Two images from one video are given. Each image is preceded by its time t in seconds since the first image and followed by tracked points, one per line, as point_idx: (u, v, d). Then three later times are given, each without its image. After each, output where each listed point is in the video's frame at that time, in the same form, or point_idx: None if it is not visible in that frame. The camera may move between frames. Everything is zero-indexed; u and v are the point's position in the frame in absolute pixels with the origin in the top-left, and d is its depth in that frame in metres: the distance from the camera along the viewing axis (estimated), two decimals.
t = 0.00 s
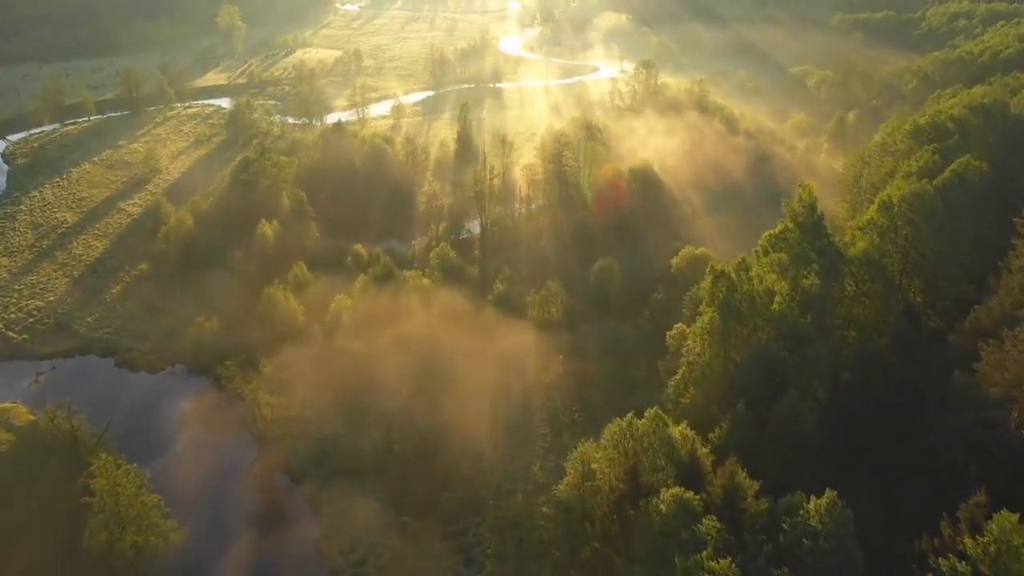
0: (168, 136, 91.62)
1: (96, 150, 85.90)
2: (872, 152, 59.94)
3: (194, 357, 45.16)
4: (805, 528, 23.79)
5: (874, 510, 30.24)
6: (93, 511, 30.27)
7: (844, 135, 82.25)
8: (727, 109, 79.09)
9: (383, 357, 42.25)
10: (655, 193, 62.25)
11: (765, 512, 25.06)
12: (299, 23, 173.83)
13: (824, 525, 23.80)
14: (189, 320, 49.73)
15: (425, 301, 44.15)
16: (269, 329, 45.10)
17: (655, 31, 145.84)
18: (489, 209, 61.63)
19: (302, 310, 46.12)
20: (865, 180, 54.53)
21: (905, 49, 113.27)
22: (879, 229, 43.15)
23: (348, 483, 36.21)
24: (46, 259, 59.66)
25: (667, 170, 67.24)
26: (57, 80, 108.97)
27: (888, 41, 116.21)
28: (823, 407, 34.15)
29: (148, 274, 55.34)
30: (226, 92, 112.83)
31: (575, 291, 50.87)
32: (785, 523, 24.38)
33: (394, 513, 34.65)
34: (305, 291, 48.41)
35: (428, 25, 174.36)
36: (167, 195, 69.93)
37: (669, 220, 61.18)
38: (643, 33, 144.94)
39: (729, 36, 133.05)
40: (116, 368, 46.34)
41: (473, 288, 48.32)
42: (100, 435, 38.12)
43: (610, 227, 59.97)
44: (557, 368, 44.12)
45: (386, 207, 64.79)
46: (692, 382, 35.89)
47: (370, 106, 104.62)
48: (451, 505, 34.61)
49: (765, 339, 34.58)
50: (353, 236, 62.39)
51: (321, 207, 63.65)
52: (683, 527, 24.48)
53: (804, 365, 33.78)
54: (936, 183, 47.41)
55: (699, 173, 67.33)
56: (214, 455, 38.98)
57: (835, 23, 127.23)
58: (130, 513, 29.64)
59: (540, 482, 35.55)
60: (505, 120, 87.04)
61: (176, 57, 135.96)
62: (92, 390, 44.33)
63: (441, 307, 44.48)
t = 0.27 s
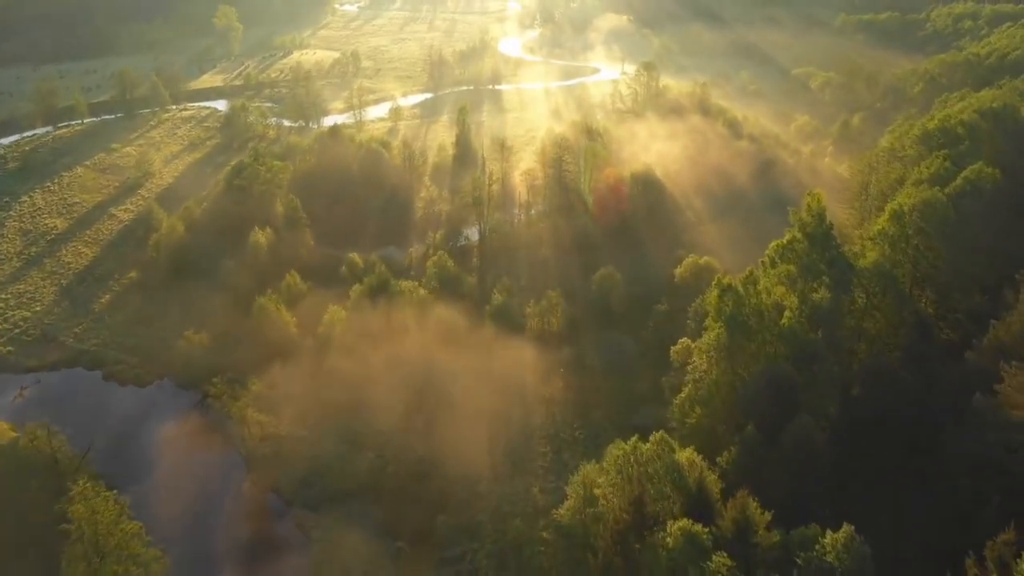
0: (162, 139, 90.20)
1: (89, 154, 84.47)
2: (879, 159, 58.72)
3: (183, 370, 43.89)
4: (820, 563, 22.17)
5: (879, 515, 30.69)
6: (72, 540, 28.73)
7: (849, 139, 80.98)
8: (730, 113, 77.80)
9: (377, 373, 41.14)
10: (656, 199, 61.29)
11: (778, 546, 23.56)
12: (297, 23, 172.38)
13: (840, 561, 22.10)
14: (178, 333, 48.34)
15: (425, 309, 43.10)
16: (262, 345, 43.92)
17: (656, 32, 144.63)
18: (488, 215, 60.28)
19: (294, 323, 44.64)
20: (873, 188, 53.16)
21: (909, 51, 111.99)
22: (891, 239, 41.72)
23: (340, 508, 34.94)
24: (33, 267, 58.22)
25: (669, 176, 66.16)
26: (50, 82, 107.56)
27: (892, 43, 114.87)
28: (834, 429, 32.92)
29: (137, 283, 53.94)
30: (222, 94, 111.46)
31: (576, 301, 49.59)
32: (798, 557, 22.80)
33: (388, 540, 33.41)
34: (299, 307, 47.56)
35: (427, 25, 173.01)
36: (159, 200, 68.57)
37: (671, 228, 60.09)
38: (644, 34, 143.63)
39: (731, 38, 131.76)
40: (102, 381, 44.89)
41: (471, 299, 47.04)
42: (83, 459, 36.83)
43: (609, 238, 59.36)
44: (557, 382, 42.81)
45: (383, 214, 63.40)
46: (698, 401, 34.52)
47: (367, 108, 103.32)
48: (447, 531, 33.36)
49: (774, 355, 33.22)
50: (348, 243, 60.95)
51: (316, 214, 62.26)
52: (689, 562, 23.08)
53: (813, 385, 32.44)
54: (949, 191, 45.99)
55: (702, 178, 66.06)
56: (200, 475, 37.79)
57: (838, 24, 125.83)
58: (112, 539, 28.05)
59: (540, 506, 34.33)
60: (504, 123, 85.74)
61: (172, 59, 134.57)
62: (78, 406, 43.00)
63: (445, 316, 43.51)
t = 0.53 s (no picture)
0: (156, 142, 88.92)
1: (82, 158, 83.09)
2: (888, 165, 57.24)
3: (171, 385, 42.49)
4: None
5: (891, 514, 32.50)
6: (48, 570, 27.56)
7: (853, 142, 79.72)
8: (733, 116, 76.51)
9: (371, 388, 39.84)
10: (659, 204, 59.54)
11: None
12: (295, 24, 170.90)
13: None
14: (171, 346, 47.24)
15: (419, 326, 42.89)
16: (248, 356, 42.26)
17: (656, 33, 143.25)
18: (486, 222, 58.94)
19: (287, 338, 43.37)
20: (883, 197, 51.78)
21: (913, 52, 110.66)
22: (903, 250, 40.34)
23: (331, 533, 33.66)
24: (21, 275, 56.86)
25: (672, 180, 64.62)
26: (44, 84, 106.17)
27: (896, 44, 113.41)
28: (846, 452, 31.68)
29: (127, 292, 52.61)
30: (218, 96, 110.10)
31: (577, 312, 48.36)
32: None
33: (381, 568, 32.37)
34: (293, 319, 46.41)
35: (426, 26, 171.58)
36: (151, 206, 67.31)
37: (674, 235, 58.85)
38: (645, 35, 142.21)
39: (733, 39, 130.37)
40: (89, 397, 43.77)
41: (468, 311, 45.68)
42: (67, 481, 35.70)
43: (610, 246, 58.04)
44: (558, 398, 41.64)
45: (379, 220, 62.03)
46: (704, 421, 33.14)
47: (365, 110, 102.01)
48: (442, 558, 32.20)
49: (783, 374, 31.96)
50: (343, 251, 59.65)
51: (311, 220, 60.93)
52: None
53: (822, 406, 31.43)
54: (961, 200, 44.58)
55: (706, 183, 64.68)
56: (192, 495, 36.98)
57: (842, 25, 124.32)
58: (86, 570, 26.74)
59: (540, 532, 33.23)
60: (504, 126, 84.43)
61: (168, 60, 133.18)
62: (64, 424, 41.92)
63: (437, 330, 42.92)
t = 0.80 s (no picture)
0: (150, 145, 87.55)
1: (73, 161, 81.66)
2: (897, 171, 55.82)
3: (158, 400, 41.16)
4: None
5: (898, 510, 34.30)
6: None
7: (858, 147, 78.51)
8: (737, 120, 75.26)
9: (364, 410, 38.57)
10: (661, 210, 58.22)
11: None
12: (293, 24, 169.42)
13: None
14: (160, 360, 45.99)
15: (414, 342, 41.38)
16: (238, 374, 40.71)
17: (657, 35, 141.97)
18: (485, 229, 57.73)
19: (279, 352, 41.85)
20: (892, 205, 50.33)
21: (917, 54, 109.41)
22: (916, 261, 38.78)
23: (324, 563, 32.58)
24: (8, 283, 55.43)
25: (674, 184, 63.19)
26: (37, 86, 104.72)
27: (900, 45, 112.06)
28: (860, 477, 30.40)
29: (115, 302, 51.29)
30: (214, 98, 108.77)
31: (578, 323, 47.31)
32: None
33: None
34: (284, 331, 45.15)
35: (425, 27, 170.28)
36: (143, 212, 65.99)
37: (676, 242, 57.67)
38: (646, 36, 140.85)
39: (735, 40, 129.03)
40: (73, 413, 42.61)
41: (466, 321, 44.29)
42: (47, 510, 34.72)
43: (611, 254, 56.79)
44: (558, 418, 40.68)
45: (375, 226, 60.59)
46: (712, 444, 31.91)
47: (362, 113, 100.71)
48: None
49: (794, 396, 30.56)
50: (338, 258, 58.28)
51: (305, 227, 59.63)
52: None
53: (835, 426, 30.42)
54: (975, 209, 43.03)
55: (709, 187, 63.38)
56: (182, 518, 36.07)
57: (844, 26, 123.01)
58: None
59: (540, 561, 32.69)
60: (503, 129, 83.15)
61: (164, 61, 131.80)
62: (46, 442, 40.78)
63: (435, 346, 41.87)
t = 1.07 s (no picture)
0: (143, 148, 86.23)
1: (65, 165, 80.36)
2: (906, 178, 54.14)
3: (142, 416, 39.56)
4: None
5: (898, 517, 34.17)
6: None
7: (864, 150, 77.10)
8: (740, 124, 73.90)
9: (359, 431, 37.53)
10: (665, 216, 56.72)
11: None
12: (291, 24, 167.97)
13: None
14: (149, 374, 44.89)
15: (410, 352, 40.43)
16: (227, 391, 39.06)
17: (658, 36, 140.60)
18: (483, 237, 56.49)
19: (269, 366, 40.23)
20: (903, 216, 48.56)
21: (921, 56, 108.02)
22: (931, 274, 37.33)
23: None
24: None
25: (678, 189, 61.68)
26: (30, 88, 103.37)
27: (905, 46, 110.65)
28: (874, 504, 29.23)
29: (104, 313, 50.11)
30: (210, 100, 107.47)
31: (579, 336, 45.81)
32: None
33: None
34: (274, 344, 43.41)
35: (424, 28, 168.87)
36: (134, 218, 64.66)
37: (679, 252, 56.43)
38: (647, 37, 139.43)
39: (737, 42, 127.68)
40: (57, 430, 41.52)
41: (463, 334, 43.02)
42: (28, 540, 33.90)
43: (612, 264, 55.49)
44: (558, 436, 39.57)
45: (370, 232, 59.25)
46: (721, 470, 30.47)
47: (359, 115, 99.27)
48: None
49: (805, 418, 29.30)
50: (332, 266, 57.12)
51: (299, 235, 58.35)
52: None
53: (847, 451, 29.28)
54: (990, 218, 41.49)
55: (713, 193, 61.96)
56: (168, 542, 35.19)
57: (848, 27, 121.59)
58: None
59: None
60: (502, 133, 81.76)
61: (160, 62, 130.44)
62: (30, 463, 39.82)
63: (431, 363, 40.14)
